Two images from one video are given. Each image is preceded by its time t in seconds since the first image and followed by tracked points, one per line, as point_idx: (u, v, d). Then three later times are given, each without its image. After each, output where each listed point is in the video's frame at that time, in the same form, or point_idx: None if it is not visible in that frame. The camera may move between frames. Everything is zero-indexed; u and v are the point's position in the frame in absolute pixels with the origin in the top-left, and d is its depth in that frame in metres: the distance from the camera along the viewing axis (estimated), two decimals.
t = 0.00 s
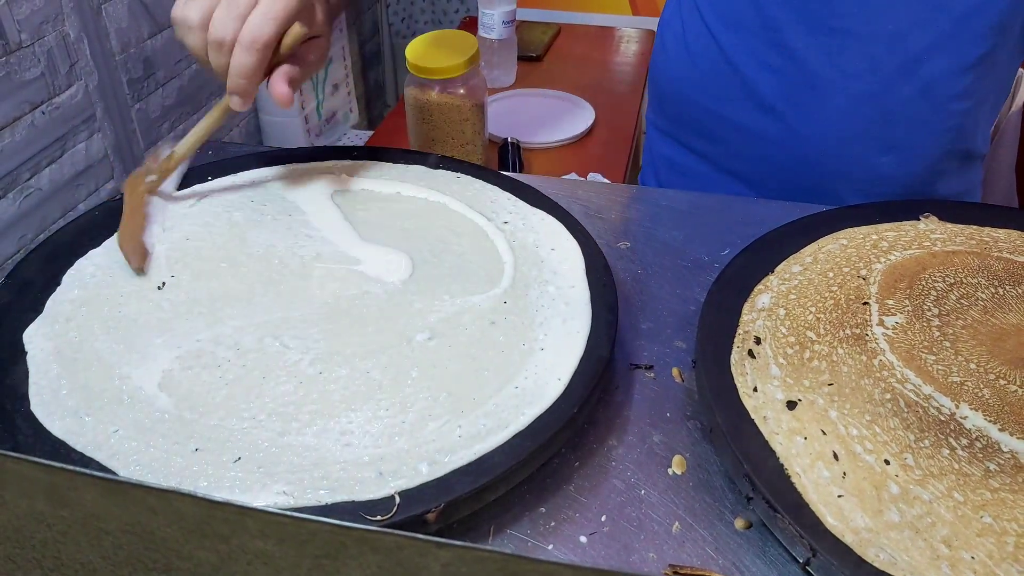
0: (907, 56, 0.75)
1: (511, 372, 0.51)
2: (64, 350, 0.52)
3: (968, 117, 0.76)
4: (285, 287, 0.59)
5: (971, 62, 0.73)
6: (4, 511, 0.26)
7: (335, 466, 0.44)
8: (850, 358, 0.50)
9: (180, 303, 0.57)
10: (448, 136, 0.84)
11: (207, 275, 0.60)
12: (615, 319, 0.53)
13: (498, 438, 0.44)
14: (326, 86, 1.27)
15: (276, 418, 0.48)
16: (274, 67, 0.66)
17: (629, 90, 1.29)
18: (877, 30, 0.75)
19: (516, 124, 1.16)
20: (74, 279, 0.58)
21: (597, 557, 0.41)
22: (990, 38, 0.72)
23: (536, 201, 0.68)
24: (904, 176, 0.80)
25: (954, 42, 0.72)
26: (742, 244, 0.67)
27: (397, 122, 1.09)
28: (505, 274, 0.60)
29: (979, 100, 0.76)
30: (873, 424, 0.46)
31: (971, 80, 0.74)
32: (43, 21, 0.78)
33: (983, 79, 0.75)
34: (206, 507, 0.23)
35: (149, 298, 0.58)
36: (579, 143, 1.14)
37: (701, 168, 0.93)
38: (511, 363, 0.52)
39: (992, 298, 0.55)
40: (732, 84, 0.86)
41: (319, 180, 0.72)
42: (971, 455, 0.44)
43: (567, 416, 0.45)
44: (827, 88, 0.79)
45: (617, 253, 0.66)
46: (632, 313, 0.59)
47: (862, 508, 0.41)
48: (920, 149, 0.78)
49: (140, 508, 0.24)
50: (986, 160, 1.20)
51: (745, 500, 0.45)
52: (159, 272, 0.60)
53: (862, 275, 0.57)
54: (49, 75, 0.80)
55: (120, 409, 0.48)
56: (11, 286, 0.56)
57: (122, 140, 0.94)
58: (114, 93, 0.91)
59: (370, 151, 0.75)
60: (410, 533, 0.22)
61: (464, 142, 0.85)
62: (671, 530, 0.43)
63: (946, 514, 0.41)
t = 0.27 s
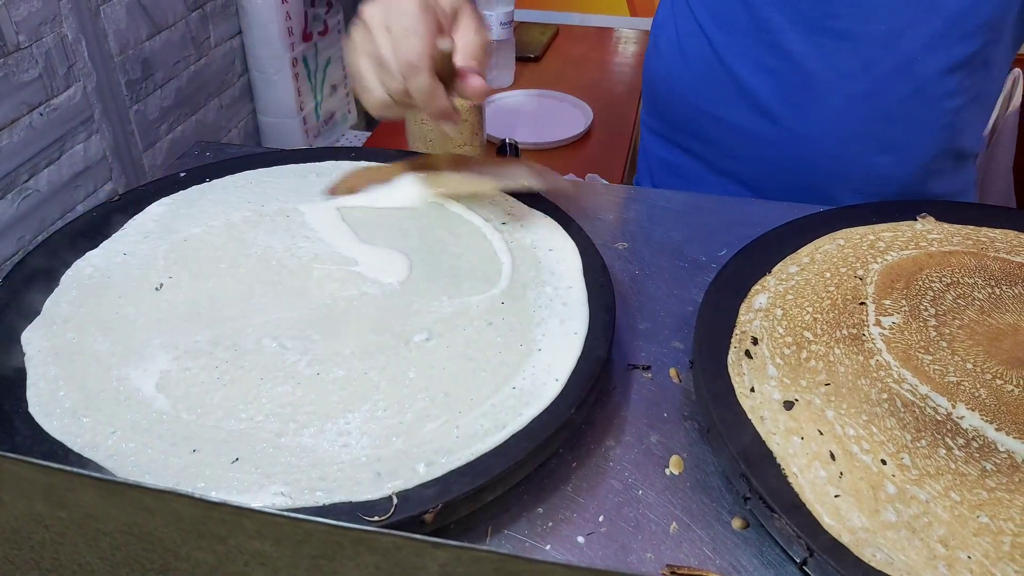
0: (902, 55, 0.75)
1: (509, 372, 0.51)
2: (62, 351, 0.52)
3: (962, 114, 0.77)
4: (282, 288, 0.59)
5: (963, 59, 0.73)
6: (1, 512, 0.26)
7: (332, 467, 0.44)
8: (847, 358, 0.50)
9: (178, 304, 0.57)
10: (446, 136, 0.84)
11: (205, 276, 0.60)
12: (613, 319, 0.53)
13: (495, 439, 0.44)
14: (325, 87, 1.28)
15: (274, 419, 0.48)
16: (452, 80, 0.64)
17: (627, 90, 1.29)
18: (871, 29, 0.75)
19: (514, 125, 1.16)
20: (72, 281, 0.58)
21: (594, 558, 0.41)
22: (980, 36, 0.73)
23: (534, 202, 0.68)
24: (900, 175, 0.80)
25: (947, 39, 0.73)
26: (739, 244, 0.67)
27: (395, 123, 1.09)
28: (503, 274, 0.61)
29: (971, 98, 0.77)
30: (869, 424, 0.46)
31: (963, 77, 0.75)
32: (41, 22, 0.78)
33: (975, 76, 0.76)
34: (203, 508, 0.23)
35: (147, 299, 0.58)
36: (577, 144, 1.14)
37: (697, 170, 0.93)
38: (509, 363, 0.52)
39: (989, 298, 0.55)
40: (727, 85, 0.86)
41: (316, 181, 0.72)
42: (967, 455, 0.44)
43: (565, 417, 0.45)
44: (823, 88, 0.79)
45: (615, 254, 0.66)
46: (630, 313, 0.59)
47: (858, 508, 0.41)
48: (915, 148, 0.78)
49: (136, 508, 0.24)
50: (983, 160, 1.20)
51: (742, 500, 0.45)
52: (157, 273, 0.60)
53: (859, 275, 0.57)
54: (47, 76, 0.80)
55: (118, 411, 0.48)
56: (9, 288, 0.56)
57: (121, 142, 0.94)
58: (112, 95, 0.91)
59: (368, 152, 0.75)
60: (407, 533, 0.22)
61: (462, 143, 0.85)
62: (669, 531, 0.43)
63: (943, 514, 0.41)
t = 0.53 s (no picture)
0: (905, 55, 0.74)
1: (511, 373, 0.51)
2: (63, 351, 0.52)
3: (964, 113, 0.77)
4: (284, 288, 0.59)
5: (966, 59, 0.74)
6: (3, 512, 0.26)
7: (335, 468, 0.44)
8: (849, 359, 0.50)
9: (180, 304, 0.57)
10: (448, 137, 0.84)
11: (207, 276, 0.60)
12: (615, 320, 0.53)
13: (498, 440, 0.44)
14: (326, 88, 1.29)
15: (276, 419, 0.48)
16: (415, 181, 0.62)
17: (629, 91, 1.29)
18: (875, 29, 0.75)
19: (516, 126, 1.17)
20: (74, 281, 0.58)
21: (597, 558, 0.41)
22: (983, 36, 0.73)
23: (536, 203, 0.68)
24: (902, 173, 0.80)
25: (950, 40, 0.73)
26: (741, 245, 0.67)
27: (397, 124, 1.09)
28: (504, 274, 0.61)
29: (975, 97, 0.78)
30: (872, 425, 0.46)
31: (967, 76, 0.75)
32: (43, 22, 0.78)
33: (979, 77, 0.76)
34: (206, 507, 0.23)
35: (149, 299, 0.58)
36: (578, 145, 1.14)
37: (698, 169, 0.93)
38: (512, 363, 0.52)
39: (991, 300, 0.55)
40: (728, 85, 0.85)
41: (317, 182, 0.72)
42: (970, 456, 0.44)
43: (567, 418, 0.45)
44: (826, 88, 0.78)
45: (617, 254, 0.66)
46: (632, 314, 0.59)
47: (861, 509, 0.41)
48: (918, 147, 0.78)
49: (140, 507, 0.24)
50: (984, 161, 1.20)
51: (745, 501, 0.45)
52: (159, 273, 0.60)
53: (862, 276, 0.57)
54: (49, 76, 0.80)
55: (119, 411, 0.48)
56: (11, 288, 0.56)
57: (123, 142, 0.94)
58: (114, 95, 0.91)
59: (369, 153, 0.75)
60: (411, 533, 0.22)
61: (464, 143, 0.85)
62: (672, 531, 0.43)
63: (946, 515, 0.41)
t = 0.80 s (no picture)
0: (908, 58, 0.74)
1: (513, 372, 0.51)
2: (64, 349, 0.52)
3: (965, 116, 0.77)
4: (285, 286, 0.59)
5: (968, 63, 0.74)
6: (5, 509, 0.26)
7: (336, 466, 0.44)
8: (851, 359, 0.50)
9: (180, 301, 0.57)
10: (449, 136, 0.84)
11: (208, 274, 0.60)
12: (616, 319, 0.53)
13: (500, 438, 0.44)
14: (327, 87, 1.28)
15: (276, 417, 0.48)
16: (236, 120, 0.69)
17: (630, 91, 1.29)
18: (878, 32, 0.75)
19: (516, 125, 1.16)
20: (75, 278, 0.58)
21: (598, 556, 0.41)
22: (985, 39, 0.73)
23: (537, 201, 0.68)
24: (903, 176, 0.80)
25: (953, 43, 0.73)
26: (742, 244, 0.67)
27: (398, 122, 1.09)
28: (506, 273, 0.60)
29: (976, 100, 0.78)
30: (874, 424, 0.46)
31: (969, 79, 0.75)
32: (44, 20, 0.78)
33: (980, 79, 0.76)
34: (209, 504, 0.23)
35: (149, 297, 0.58)
36: (579, 144, 1.14)
37: (699, 170, 0.93)
38: (513, 362, 0.52)
39: (993, 299, 0.55)
40: (730, 87, 0.85)
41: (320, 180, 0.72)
42: (972, 456, 0.44)
43: (568, 416, 0.45)
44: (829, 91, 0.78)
45: (618, 253, 0.66)
46: (633, 313, 0.59)
47: (863, 508, 0.41)
48: (919, 150, 0.78)
49: (142, 505, 0.24)
50: (985, 161, 1.20)
51: (747, 500, 0.45)
52: (159, 271, 0.60)
53: (863, 275, 0.57)
54: (49, 74, 0.80)
55: (120, 409, 0.48)
56: (11, 286, 0.56)
57: (123, 140, 0.94)
58: (114, 94, 0.91)
59: (371, 151, 0.75)
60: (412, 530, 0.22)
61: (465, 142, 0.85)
62: (673, 530, 0.43)
63: (948, 514, 0.41)
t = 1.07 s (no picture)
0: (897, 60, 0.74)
1: (512, 371, 0.51)
2: (62, 349, 0.52)
3: (957, 117, 0.77)
4: (282, 286, 0.59)
5: (958, 63, 0.73)
6: (3, 508, 0.26)
7: (334, 466, 0.44)
8: (849, 357, 0.50)
9: (180, 300, 0.57)
10: (447, 135, 0.84)
11: (205, 274, 0.60)
12: (615, 318, 0.53)
13: (499, 437, 0.44)
14: (326, 85, 1.26)
15: (274, 417, 0.48)
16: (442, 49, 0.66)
17: (628, 90, 1.29)
18: (866, 35, 0.75)
19: (515, 124, 1.16)
20: (73, 278, 0.58)
21: (596, 555, 0.41)
22: (975, 40, 0.72)
23: (536, 200, 0.68)
24: (898, 176, 0.80)
25: (941, 44, 0.73)
26: (741, 243, 0.67)
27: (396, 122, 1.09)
28: (503, 272, 0.60)
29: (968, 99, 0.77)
30: (872, 422, 0.46)
31: (960, 79, 0.75)
32: (41, 20, 0.78)
33: (970, 80, 0.76)
34: (207, 503, 0.23)
35: (148, 296, 0.58)
36: (578, 143, 1.14)
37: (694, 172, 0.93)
38: (511, 361, 0.52)
39: (990, 298, 0.55)
40: (724, 89, 0.86)
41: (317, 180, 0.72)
42: (970, 454, 0.44)
43: (567, 415, 0.45)
44: (820, 93, 0.78)
45: (617, 253, 0.66)
46: (632, 312, 0.59)
47: (861, 506, 0.41)
48: (912, 151, 0.78)
49: (140, 504, 0.24)
50: (983, 160, 1.20)
51: (745, 498, 0.45)
52: (158, 270, 0.60)
53: (861, 274, 0.57)
54: (47, 74, 0.79)
55: (117, 409, 0.48)
56: (9, 285, 0.56)
57: (121, 139, 0.94)
58: (112, 93, 0.91)
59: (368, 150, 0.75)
60: (410, 529, 0.22)
61: (463, 141, 0.85)
62: (671, 529, 0.43)
63: (945, 512, 0.41)
